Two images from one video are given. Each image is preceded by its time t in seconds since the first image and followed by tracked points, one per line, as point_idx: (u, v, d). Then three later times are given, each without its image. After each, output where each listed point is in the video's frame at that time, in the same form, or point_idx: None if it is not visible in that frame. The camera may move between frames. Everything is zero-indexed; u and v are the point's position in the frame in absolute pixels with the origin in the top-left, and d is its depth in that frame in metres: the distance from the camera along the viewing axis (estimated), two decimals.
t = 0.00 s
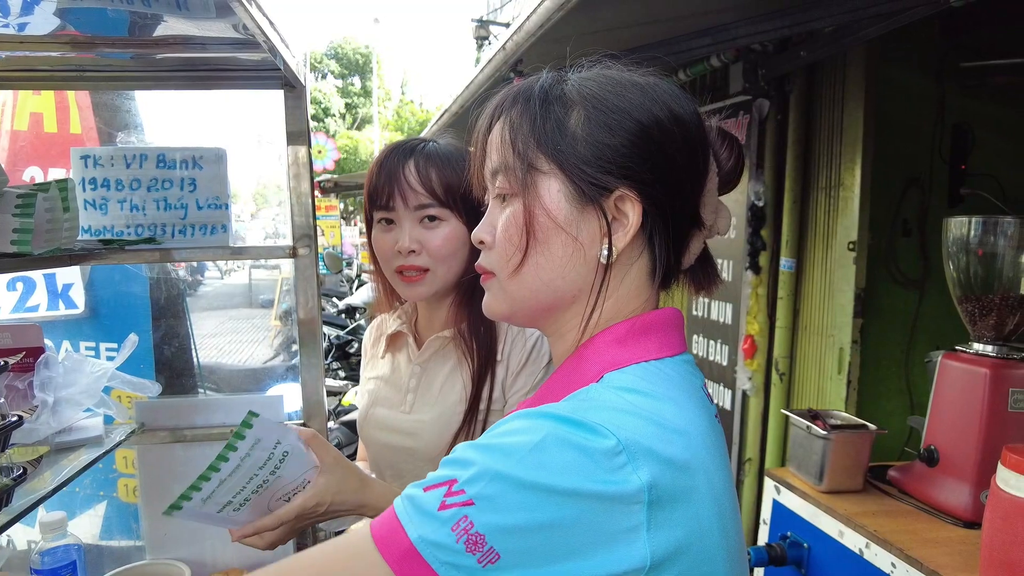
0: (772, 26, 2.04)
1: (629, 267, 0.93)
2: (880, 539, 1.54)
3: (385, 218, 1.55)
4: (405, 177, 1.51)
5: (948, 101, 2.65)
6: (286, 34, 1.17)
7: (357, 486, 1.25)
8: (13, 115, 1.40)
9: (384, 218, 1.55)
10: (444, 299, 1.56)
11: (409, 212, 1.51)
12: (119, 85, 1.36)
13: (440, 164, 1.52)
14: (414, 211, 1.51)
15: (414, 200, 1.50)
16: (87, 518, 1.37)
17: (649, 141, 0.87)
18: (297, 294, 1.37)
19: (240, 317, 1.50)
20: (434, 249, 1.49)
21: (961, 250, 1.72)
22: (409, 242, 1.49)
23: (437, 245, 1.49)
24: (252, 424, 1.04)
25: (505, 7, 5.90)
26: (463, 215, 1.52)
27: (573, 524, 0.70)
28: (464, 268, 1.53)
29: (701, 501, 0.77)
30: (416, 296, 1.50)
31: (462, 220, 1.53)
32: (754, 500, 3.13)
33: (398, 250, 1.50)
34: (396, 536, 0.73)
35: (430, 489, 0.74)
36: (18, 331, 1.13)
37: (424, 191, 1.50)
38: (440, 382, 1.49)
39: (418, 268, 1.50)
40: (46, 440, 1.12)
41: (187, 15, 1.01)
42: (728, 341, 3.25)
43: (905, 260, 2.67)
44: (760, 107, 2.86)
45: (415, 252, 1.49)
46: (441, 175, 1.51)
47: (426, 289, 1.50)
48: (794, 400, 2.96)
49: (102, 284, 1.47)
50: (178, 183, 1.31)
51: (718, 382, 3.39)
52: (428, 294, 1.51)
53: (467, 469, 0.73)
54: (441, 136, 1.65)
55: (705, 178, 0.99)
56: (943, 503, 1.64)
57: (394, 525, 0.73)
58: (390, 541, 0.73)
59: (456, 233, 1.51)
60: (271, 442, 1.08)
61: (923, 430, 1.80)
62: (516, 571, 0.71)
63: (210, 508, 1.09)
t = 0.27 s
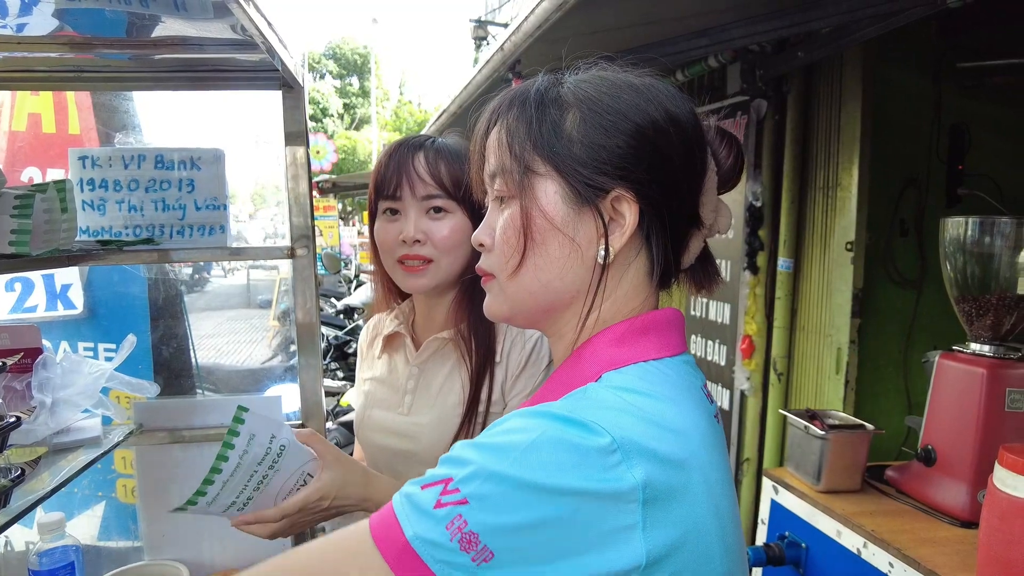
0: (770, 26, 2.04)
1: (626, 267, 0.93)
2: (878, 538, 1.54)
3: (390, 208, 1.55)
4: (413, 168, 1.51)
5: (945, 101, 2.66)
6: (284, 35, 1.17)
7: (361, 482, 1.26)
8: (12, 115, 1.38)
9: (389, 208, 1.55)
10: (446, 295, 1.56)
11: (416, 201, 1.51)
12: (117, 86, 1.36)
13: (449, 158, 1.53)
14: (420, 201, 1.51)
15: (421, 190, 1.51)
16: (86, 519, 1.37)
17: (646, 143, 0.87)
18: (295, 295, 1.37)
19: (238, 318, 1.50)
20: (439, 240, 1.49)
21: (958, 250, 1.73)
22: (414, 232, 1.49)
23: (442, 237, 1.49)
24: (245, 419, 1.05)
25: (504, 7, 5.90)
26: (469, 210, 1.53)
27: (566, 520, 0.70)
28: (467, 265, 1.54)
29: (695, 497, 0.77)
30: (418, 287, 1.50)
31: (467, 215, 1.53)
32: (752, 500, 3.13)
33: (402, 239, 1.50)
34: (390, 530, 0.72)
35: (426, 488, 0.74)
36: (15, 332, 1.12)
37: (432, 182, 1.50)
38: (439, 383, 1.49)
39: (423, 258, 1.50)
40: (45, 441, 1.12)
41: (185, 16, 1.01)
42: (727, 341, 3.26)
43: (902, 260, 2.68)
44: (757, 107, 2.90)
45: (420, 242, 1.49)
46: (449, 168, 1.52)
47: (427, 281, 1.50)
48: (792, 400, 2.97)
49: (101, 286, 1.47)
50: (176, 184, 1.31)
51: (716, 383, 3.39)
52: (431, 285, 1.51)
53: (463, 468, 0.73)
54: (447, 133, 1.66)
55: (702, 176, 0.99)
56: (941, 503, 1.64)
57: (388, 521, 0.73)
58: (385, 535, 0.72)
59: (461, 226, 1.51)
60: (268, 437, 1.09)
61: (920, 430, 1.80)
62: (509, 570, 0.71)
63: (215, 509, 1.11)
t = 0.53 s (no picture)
0: (768, 26, 2.04)
1: (629, 265, 0.93)
2: (876, 537, 1.54)
3: (390, 204, 1.54)
4: (413, 164, 1.51)
5: (943, 102, 2.66)
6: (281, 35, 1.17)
7: (360, 490, 1.26)
8: (11, 116, 1.39)
9: (388, 204, 1.55)
10: (444, 293, 1.54)
11: (415, 196, 1.50)
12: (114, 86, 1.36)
13: (450, 156, 1.54)
14: (420, 196, 1.50)
15: (421, 185, 1.50)
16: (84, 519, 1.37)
17: (643, 139, 0.87)
18: (294, 295, 1.37)
19: (237, 318, 1.52)
20: (438, 236, 1.48)
21: (955, 250, 1.73)
22: (413, 227, 1.48)
23: (441, 232, 1.48)
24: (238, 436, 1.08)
25: (502, 7, 5.90)
26: (467, 207, 1.52)
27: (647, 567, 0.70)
28: (466, 263, 1.52)
29: (732, 481, 0.78)
30: (416, 283, 1.49)
31: (466, 213, 1.52)
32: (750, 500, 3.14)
33: (400, 234, 1.49)
34: None
35: None
36: (13, 332, 1.12)
37: (431, 177, 1.50)
38: (438, 384, 1.48)
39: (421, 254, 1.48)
40: (43, 440, 1.12)
41: (182, 15, 1.01)
42: (725, 341, 3.26)
43: (900, 260, 2.68)
44: (756, 107, 2.90)
45: (419, 237, 1.48)
46: (449, 165, 1.52)
47: (425, 277, 1.49)
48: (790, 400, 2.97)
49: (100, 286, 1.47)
50: (174, 184, 1.31)
51: (715, 382, 3.40)
52: (429, 284, 1.50)
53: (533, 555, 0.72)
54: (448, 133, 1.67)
55: (701, 169, 0.98)
56: (938, 502, 1.64)
57: None
58: None
59: (459, 223, 1.50)
60: (262, 451, 1.11)
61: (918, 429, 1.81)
62: None
63: (217, 530, 1.13)
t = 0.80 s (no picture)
0: (767, 29, 2.06)
1: (651, 267, 0.91)
2: (872, 536, 1.56)
3: (390, 208, 1.55)
4: (412, 168, 1.52)
5: (940, 103, 2.68)
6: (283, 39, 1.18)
7: (370, 484, 1.27)
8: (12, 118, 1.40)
9: (389, 208, 1.56)
10: (445, 294, 1.56)
11: (414, 201, 1.51)
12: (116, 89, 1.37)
13: (449, 159, 1.54)
14: (419, 200, 1.51)
15: (420, 189, 1.51)
16: (87, 520, 1.39)
17: (646, 148, 0.87)
18: (295, 295, 1.37)
19: (237, 319, 1.51)
20: (438, 240, 1.49)
21: (951, 251, 1.75)
22: (413, 231, 1.49)
23: (440, 235, 1.49)
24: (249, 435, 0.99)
25: (501, 8, 5.92)
26: (467, 210, 1.52)
27: None
28: (467, 264, 1.53)
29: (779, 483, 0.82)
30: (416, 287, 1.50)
31: (467, 216, 1.53)
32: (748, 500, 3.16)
33: (400, 238, 1.50)
34: None
35: None
36: (19, 334, 1.15)
37: (430, 181, 1.51)
38: (439, 386, 1.49)
39: (420, 258, 1.49)
40: (47, 441, 1.12)
41: (186, 20, 1.02)
42: (724, 341, 3.27)
43: (898, 261, 2.70)
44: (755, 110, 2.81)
45: (418, 241, 1.49)
46: (448, 169, 1.52)
47: (425, 281, 1.50)
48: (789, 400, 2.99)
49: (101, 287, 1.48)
50: (177, 186, 1.33)
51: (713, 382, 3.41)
52: (429, 286, 1.51)
53: None
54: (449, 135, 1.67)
55: (710, 164, 0.98)
56: (934, 501, 1.66)
57: None
58: None
59: (459, 227, 1.51)
60: (279, 448, 1.03)
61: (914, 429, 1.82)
62: None
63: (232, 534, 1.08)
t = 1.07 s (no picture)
0: (763, 30, 2.07)
1: (676, 274, 0.88)
2: (870, 536, 1.56)
3: (390, 212, 1.55)
4: (411, 172, 1.51)
5: (937, 105, 2.68)
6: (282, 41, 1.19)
7: (374, 501, 1.27)
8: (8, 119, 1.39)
9: (388, 212, 1.55)
10: (445, 298, 1.56)
11: (414, 205, 1.50)
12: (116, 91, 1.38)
13: (447, 161, 1.52)
14: (419, 204, 1.50)
15: (419, 193, 1.50)
16: (85, 520, 1.39)
17: (666, 159, 0.84)
18: (293, 296, 1.37)
19: (236, 320, 1.50)
20: (438, 244, 1.48)
21: (948, 252, 1.75)
22: (413, 236, 1.48)
23: (440, 239, 1.48)
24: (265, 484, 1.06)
25: (500, 9, 5.93)
26: (466, 212, 1.51)
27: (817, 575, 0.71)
28: (467, 267, 1.53)
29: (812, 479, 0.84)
30: (417, 291, 1.50)
31: (467, 218, 1.52)
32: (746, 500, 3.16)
33: (400, 242, 1.49)
34: None
35: None
36: (16, 334, 1.14)
37: (430, 186, 1.49)
38: (438, 390, 1.49)
39: (420, 262, 1.49)
40: (46, 441, 1.13)
41: (185, 23, 1.03)
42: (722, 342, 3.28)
43: (896, 261, 2.70)
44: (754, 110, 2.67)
45: (418, 245, 1.48)
46: (446, 171, 1.51)
47: (426, 285, 1.50)
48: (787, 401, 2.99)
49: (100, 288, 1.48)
50: (176, 188, 1.33)
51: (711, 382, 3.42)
52: (430, 290, 1.50)
53: None
54: (448, 136, 1.66)
55: (726, 170, 0.95)
56: (931, 500, 1.66)
57: None
58: None
59: (459, 230, 1.50)
60: (286, 491, 1.09)
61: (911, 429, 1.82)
62: None
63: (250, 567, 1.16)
